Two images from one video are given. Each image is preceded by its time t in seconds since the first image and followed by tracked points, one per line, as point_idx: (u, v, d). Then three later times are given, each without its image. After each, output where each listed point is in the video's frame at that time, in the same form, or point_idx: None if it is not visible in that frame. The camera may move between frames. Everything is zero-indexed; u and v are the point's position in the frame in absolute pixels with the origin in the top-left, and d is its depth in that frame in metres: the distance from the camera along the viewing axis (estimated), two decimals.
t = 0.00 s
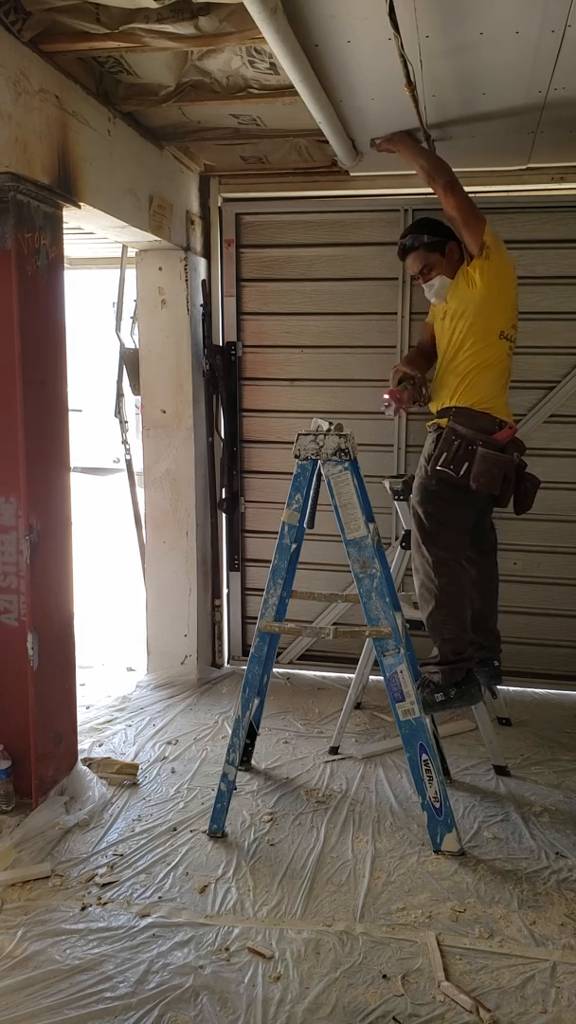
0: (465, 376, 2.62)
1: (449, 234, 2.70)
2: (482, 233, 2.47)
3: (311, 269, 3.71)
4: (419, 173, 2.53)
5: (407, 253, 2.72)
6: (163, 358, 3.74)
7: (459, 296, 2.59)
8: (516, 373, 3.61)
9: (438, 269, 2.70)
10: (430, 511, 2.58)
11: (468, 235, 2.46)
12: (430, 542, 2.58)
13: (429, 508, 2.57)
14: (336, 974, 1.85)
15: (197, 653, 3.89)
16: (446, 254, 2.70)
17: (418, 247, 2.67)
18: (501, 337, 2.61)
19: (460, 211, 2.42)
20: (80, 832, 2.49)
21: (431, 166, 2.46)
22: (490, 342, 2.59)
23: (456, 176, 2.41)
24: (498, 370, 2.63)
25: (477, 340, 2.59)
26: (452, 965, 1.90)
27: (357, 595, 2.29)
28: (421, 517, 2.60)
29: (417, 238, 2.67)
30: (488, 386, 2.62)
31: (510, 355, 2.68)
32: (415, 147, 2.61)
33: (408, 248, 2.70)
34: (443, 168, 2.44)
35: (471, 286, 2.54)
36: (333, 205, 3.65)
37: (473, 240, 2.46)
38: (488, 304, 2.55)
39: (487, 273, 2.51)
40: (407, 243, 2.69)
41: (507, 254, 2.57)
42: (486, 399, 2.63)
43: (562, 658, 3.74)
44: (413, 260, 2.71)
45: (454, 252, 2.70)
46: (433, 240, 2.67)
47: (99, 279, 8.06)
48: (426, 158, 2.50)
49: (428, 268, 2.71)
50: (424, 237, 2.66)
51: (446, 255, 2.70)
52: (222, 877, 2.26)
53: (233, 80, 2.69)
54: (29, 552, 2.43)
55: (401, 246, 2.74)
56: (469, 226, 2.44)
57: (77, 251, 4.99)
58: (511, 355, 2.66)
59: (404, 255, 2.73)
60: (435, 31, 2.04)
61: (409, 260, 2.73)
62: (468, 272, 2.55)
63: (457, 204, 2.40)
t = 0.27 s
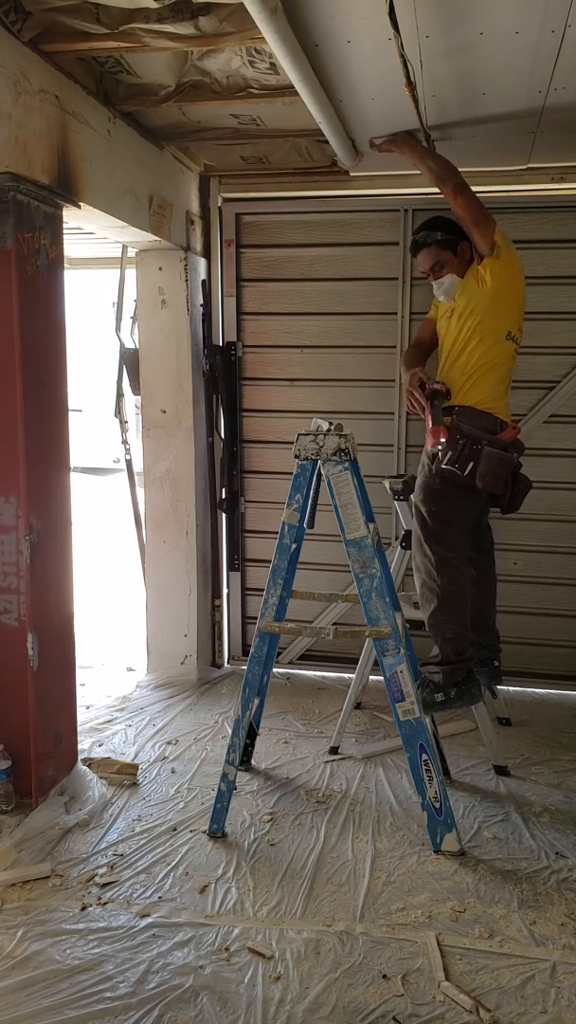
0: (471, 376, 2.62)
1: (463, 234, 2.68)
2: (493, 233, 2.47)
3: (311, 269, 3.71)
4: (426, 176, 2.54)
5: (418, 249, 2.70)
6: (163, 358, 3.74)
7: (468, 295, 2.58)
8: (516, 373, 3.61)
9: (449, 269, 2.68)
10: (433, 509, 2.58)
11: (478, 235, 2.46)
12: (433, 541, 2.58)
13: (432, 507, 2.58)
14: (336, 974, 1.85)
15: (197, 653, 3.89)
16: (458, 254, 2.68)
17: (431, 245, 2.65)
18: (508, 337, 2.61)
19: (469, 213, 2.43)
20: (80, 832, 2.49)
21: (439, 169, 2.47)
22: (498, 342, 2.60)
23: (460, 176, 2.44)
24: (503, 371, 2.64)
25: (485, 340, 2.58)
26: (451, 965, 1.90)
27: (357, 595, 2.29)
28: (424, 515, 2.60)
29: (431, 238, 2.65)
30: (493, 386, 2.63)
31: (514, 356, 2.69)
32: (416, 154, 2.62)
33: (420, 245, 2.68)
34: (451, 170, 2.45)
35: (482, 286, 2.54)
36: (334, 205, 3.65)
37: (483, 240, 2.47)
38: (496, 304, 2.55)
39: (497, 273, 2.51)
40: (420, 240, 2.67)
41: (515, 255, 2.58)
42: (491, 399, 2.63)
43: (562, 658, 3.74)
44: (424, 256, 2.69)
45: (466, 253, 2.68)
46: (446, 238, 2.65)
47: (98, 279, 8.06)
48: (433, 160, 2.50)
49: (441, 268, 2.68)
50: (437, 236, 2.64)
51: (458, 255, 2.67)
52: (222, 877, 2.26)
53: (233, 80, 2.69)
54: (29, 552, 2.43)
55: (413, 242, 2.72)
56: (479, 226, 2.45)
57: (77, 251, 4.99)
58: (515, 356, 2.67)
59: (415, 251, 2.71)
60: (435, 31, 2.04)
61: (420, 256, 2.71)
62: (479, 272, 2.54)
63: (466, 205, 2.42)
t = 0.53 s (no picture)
0: (471, 376, 2.62)
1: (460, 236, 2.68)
2: (491, 234, 2.48)
3: (311, 269, 3.71)
4: (425, 176, 2.53)
5: (416, 250, 2.70)
6: (163, 358, 3.74)
7: (467, 296, 2.57)
8: (516, 373, 3.61)
9: (447, 269, 2.67)
10: (434, 510, 2.57)
11: (476, 236, 2.47)
12: (434, 541, 2.57)
13: (433, 507, 2.57)
14: (336, 974, 1.85)
15: (197, 653, 3.89)
16: (456, 255, 2.68)
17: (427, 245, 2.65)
18: (507, 337, 2.62)
19: (467, 215, 2.44)
20: (80, 832, 2.49)
21: (437, 169, 2.47)
22: (498, 343, 2.60)
23: (458, 176, 2.43)
24: (503, 370, 2.65)
25: (485, 340, 2.59)
26: (451, 965, 1.90)
27: (357, 595, 2.29)
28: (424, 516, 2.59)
29: (428, 238, 2.65)
30: (493, 386, 2.63)
31: (514, 356, 2.70)
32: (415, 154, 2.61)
33: (418, 246, 2.68)
34: (449, 171, 2.45)
35: (481, 287, 2.54)
36: (334, 205, 3.65)
37: (481, 241, 2.47)
38: (495, 305, 2.55)
39: (496, 273, 2.51)
40: (418, 240, 2.67)
41: (514, 254, 2.58)
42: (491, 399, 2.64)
43: (562, 658, 3.74)
44: (423, 258, 2.69)
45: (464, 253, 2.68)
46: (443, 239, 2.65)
47: (99, 279, 8.06)
48: (431, 160, 2.50)
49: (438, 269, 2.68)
50: (435, 235, 2.64)
51: (455, 255, 2.67)
52: (222, 877, 2.26)
53: (233, 80, 2.69)
54: (29, 552, 2.43)
55: (411, 244, 2.72)
56: (477, 227, 2.46)
57: (77, 251, 4.99)
58: (515, 355, 2.68)
59: (413, 252, 2.71)
60: (435, 31, 2.04)
61: (418, 258, 2.71)
62: (478, 272, 2.54)
63: (464, 207, 2.42)
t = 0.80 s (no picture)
0: (470, 376, 2.62)
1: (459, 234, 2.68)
2: (489, 234, 2.47)
3: (311, 269, 3.71)
4: (423, 176, 2.53)
5: (415, 250, 2.69)
6: (163, 358, 3.74)
7: (466, 296, 2.58)
8: (516, 373, 3.61)
9: (446, 269, 2.68)
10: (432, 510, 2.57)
11: (474, 236, 2.46)
12: (432, 541, 2.57)
13: (431, 508, 2.57)
14: (336, 974, 1.85)
15: (197, 653, 3.89)
16: (454, 255, 2.68)
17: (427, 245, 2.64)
18: (506, 337, 2.61)
19: (465, 215, 2.43)
20: (80, 832, 2.49)
21: (436, 170, 2.47)
22: (496, 343, 2.60)
23: (457, 176, 2.43)
24: (502, 371, 2.65)
25: (484, 340, 2.59)
26: (452, 965, 1.90)
27: (357, 595, 2.29)
28: (423, 515, 2.60)
29: (428, 238, 2.63)
30: (492, 386, 2.63)
31: (512, 357, 2.70)
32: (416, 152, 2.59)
33: (417, 246, 2.67)
34: (447, 172, 2.45)
35: (479, 286, 2.54)
36: (334, 205, 3.65)
37: (479, 241, 2.47)
38: (493, 305, 2.55)
39: (494, 273, 2.50)
40: (416, 241, 2.66)
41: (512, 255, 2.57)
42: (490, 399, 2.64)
43: (562, 658, 3.74)
44: (421, 258, 2.68)
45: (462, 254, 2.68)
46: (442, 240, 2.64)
47: (99, 279, 8.07)
48: (430, 160, 2.50)
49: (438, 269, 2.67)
50: (434, 236, 2.63)
51: (454, 255, 2.67)
52: (222, 877, 2.26)
53: (233, 80, 2.69)
54: (29, 552, 2.43)
55: (410, 244, 2.71)
56: (475, 228, 2.45)
57: (77, 251, 4.99)
58: (514, 356, 2.68)
59: (412, 253, 2.70)
60: (435, 31, 2.04)
61: (417, 258, 2.70)
62: (476, 272, 2.54)
63: (462, 207, 2.42)
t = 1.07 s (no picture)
0: (470, 377, 2.62)
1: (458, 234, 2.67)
2: (489, 234, 2.47)
3: (311, 269, 3.71)
4: (424, 177, 2.53)
5: (415, 252, 2.68)
6: (163, 358, 3.74)
7: (466, 296, 2.57)
8: (516, 373, 3.61)
9: (445, 269, 2.67)
10: (431, 511, 2.57)
11: (474, 236, 2.46)
12: (432, 542, 2.57)
13: (431, 509, 2.57)
14: (337, 974, 1.85)
15: (197, 653, 3.89)
16: (454, 255, 2.67)
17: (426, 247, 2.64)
18: (505, 337, 2.61)
19: (465, 215, 2.43)
20: (80, 832, 2.49)
21: (436, 170, 2.46)
22: (496, 343, 2.60)
23: (457, 177, 2.43)
24: (501, 371, 2.65)
25: (484, 341, 2.58)
26: (451, 965, 1.90)
27: (357, 595, 2.29)
28: (423, 516, 2.60)
29: (427, 238, 2.63)
30: (492, 386, 2.64)
31: (512, 357, 2.70)
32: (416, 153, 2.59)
33: (417, 246, 2.66)
34: (447, 172, 2.45)
35: (478, 287, 2.53)
36: (334, 205, 3.65)
37: (479, 241, 2.47)
38: (493, 305, 2.55)
39: (494, 274, 2.50)
40: (416, 242, 2.65)
41: (512, 256, 2.57)
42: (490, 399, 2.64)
43: (562, 658, 3.74)
44: (421, 259, 2.67)
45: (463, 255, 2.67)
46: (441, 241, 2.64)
47: (99, 279, 8.07)
48: (430, 160, 2.50)
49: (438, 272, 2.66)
50: (434, 237, 2.62)
51: (453, 255, 2.67)
52: (222, 877, 2.26)
53: (233, 80, 2.69)
54: (29, 552, 2.43)
55: (409, 244, 2.70)
56: (474, 227, 2.45)
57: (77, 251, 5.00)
58: (513, 356, 2.68)
59: (411, 253, 2.70)
60: (435, 31, 2.04)
61: (416, 259, 2.69)
62: (475, 273, 2.53)
63: (462, 207, 2.42)
